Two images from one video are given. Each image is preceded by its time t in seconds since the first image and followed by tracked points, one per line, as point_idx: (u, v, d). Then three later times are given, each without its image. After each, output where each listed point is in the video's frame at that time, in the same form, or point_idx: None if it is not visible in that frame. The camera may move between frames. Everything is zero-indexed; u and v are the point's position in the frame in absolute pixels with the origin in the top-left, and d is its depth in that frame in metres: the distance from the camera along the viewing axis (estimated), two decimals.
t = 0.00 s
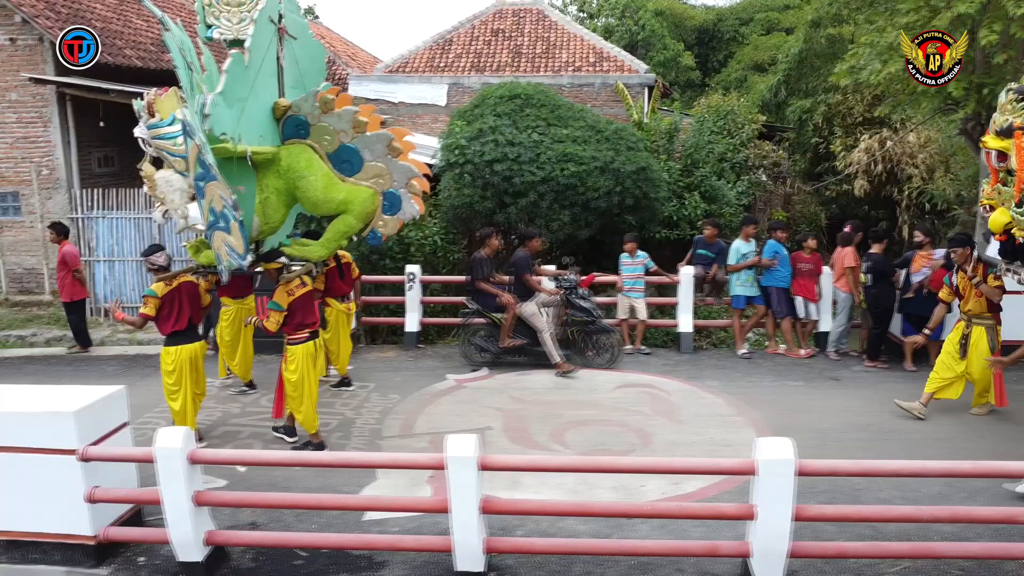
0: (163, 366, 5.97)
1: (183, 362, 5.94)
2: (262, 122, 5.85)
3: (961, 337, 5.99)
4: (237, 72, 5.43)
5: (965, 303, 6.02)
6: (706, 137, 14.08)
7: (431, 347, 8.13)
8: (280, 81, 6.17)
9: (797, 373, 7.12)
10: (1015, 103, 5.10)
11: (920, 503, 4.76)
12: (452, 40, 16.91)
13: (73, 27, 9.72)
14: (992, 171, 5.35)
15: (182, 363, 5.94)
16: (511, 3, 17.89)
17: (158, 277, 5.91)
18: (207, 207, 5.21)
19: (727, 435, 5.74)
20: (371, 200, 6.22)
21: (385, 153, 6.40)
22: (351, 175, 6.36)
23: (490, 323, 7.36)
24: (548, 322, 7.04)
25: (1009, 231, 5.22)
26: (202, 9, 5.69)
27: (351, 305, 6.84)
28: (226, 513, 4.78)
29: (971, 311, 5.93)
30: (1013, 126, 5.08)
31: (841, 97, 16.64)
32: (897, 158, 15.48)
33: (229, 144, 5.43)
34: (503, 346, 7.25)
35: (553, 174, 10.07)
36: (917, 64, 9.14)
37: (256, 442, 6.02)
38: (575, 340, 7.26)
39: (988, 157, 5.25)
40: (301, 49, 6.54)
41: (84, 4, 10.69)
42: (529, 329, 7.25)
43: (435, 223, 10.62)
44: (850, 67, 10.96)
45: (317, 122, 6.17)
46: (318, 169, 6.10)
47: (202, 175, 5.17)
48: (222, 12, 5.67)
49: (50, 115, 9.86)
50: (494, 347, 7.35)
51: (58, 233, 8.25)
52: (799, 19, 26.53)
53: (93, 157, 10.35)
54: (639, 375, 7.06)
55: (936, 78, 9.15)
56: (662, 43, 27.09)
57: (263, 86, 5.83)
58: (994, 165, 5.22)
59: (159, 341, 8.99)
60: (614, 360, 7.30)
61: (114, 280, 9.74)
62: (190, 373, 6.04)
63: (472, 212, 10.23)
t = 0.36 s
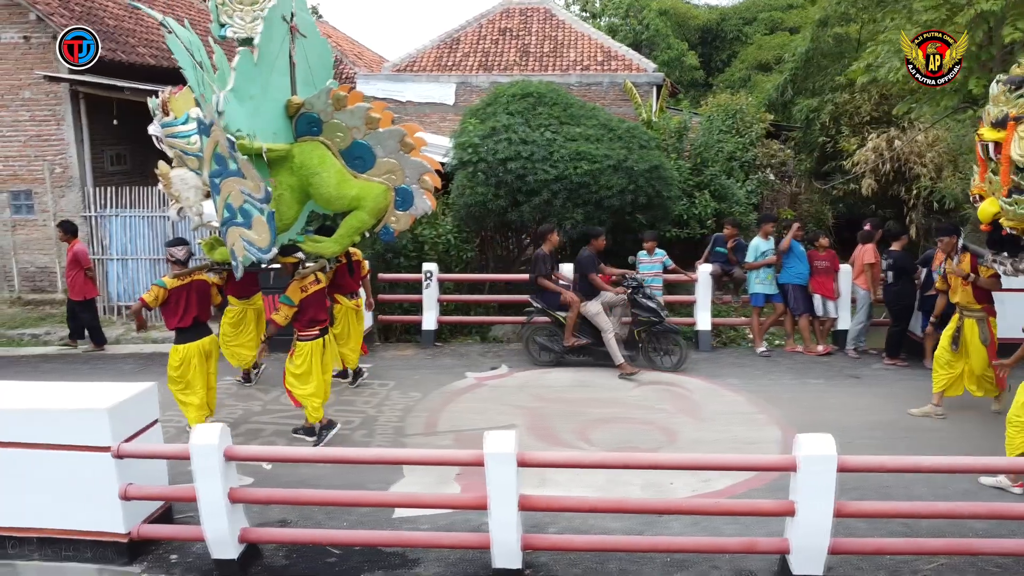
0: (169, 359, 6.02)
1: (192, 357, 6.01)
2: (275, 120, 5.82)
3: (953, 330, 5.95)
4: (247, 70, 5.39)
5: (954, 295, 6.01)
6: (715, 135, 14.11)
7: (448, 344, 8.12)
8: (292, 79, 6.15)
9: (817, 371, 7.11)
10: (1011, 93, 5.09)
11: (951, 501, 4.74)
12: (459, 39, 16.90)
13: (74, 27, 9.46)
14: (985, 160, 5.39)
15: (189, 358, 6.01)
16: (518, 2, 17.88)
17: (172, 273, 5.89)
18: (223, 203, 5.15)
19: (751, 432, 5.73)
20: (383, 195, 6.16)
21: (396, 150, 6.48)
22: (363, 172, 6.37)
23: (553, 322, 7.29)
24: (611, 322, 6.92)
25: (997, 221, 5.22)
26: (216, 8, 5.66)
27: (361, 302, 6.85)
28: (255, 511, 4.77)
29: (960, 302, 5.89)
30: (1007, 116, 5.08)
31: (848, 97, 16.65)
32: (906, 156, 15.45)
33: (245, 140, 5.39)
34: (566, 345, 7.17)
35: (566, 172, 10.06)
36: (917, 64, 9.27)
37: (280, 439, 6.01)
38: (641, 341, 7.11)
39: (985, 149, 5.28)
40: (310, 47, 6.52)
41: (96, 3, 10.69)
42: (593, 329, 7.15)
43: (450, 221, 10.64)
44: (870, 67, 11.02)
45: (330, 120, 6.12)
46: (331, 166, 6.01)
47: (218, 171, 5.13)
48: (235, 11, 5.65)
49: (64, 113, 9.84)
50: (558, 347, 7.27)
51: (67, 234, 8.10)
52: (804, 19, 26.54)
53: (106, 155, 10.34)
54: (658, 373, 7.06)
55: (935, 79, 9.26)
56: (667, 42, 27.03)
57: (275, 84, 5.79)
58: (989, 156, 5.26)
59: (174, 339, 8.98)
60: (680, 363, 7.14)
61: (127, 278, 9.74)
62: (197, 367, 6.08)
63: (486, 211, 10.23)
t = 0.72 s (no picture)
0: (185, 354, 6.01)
1: (209, 352, 6.01)
2: (287, 115, 5.82)
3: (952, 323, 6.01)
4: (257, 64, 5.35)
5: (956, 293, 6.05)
6: (724, 134, 14.10)
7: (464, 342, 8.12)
8: (305, 75, 6.13)
9: (836, 369, 7.11)
10: (1009, 91, 5.21)
11: (980, 498, 4.74)
12: (466, 38, 16.90)
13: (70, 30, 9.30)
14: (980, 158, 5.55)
15: (206, 354, 6.01)
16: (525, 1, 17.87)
17: (190, 267, 5.94)
18: (241, 196, 5.11)
19: (775, 430, 5.72)
20: (398, 188, 6.10)
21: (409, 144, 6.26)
22: (376, 167, 6.24)
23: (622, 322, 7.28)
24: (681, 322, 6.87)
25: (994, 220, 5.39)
26: (229, 2, 5.35)
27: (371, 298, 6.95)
28: (284, 508, 4.76)
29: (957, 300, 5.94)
30: (1001, 114, 5.20)
31: (855, 95, 16.59)
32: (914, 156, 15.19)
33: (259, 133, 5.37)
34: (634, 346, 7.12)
35: (579, 171, 10.06)
36: (918, 64, 9.30)
37: (302, 436, 6.00)
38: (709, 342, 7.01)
39: (979, 146, 5.43)
40: (324, 44, 6.45)
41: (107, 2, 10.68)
42: (662, 329, 7.07)
43: (462, 218, 10.65)
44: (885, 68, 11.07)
45: (342, 115, 6.07)
46: (344, 160, 5.98)
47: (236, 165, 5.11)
48: (249, 6, 5.38)
49: (76, 111, 9.82)
50: (625, 348, 7.21)
51: (69, 231, 8.17)
52: (809, 18, 26.50)
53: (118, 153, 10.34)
54: (677, 372, 7.06)
55: (935, 80, 9.24)
56: (671, 41, 26.92)
57: (287, 80, 5.78)
58: (983, 154, 5.40)
59: (189, 337, 8.98)
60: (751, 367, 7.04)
61: (140, 277, 9.78)
62: (213, 363, 6.08)
63: (499, 209, 10.21)
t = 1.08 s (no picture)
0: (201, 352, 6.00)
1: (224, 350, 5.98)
2: (300, 113, 5.77)
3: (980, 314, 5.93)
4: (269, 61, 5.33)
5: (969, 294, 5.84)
6: (733, 133, 14.10)
7: (481, 341, 8.12)
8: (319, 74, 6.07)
9: (856, 368, 7.12)
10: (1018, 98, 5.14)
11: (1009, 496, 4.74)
12: (473, 37, 16.89)
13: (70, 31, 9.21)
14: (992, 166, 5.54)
15: (221, 351, 5.98)
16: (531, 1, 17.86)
17: (201, 265, 5.87)
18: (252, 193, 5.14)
19: (799, 429, 5.72)
20: (409, 187, 6.11)
21: (420, 142, 6.16)
22: (387, 165, 6.17)
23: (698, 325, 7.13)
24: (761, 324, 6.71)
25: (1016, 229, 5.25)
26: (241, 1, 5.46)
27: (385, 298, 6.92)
28: (314, 507, 4.76)
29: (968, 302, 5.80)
30: (1014, 122, 5.18)
31: (863, 95, 16.56)
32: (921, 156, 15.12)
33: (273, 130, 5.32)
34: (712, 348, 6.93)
35: (592, 170, 10.08)
36: (918, 64, 9.50)
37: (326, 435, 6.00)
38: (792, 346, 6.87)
39: (994, 153, 5.38)
40: (336, 44, 6.38)
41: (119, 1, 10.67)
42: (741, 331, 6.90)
43: (475, 217, 10.65)
44: (903, 67, 11.07)
45: (355, 113, 6.05)
46: (356, 159, 5.95)
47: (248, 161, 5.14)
48: (261, 5, 5.48)
49: (89, 111, 9.82)
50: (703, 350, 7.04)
51: (69, 231, 8.18)
52: (813, 18, 26.49)
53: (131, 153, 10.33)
54: (697, 371, 7.05)
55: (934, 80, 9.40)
56: (675, 41, 26.85)
57: (300, 79, 5.74)
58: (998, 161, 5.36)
59: (204, 337, 8.98)
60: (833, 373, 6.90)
61: (154, 276, 9.83)
62: (229, 362, 6.04)
63: (511, 208, 10.19)
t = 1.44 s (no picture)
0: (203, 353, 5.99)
1: (226, 352, 5.96)
2: (312, 114, 5.77)
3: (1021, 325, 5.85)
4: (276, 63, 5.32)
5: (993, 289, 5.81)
6: (742, 133, 14.10)
7: (498, 341, 8.12)
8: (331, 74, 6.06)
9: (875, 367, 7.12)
10: None
11: None
12: (481, 37, 16.88)
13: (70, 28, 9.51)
14: None
15: (222, 353, 5.96)
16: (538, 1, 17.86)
17: (212, 268, 5.83)
18: (263, 194, 5.14)
19: (823, 428, 5.72)
20: (421, 189, 6.08)
21: (432, 143, 6.08)
22: (399, 166, 6.15)
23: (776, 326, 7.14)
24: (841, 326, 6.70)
25: None
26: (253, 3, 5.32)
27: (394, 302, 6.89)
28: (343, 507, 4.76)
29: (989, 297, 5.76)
30: None
31: (869, 95, 16.57)
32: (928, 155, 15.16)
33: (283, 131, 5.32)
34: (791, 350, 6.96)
35: (605, 170, 10.08)
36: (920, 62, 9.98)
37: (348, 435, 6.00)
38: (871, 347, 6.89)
39: None
40: (348, 44, 6.36)
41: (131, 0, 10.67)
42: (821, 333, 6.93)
43: (487, 217, 10.64)
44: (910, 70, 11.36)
45: (368, 114, 6.02)
46: (368, 160, 5.98)
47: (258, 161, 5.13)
48: (273, 7, 5.36)
49: (103, 110, 9.82)
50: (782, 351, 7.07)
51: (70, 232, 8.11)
52: (817, 18, 26.47)
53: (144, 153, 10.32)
54: (717, 371, 7.05)
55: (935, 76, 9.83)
56: (678, 41, 26.79)
57: (311, 80, 5.73)
58: None
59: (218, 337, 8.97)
60: (914, 372, 6.93)
61: (167, 276, 9.86)
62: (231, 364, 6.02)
63: (524, 208, 10.17)
